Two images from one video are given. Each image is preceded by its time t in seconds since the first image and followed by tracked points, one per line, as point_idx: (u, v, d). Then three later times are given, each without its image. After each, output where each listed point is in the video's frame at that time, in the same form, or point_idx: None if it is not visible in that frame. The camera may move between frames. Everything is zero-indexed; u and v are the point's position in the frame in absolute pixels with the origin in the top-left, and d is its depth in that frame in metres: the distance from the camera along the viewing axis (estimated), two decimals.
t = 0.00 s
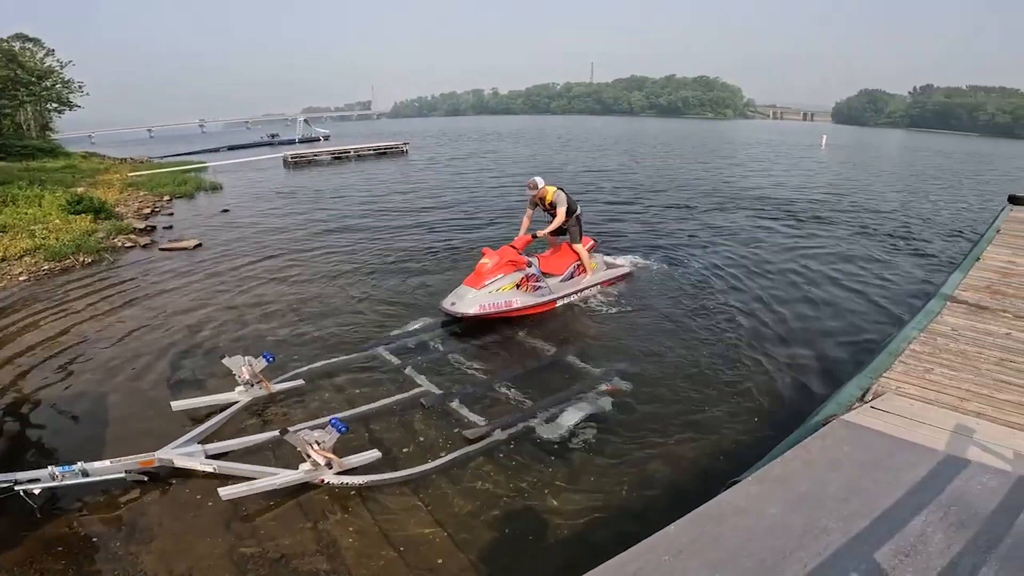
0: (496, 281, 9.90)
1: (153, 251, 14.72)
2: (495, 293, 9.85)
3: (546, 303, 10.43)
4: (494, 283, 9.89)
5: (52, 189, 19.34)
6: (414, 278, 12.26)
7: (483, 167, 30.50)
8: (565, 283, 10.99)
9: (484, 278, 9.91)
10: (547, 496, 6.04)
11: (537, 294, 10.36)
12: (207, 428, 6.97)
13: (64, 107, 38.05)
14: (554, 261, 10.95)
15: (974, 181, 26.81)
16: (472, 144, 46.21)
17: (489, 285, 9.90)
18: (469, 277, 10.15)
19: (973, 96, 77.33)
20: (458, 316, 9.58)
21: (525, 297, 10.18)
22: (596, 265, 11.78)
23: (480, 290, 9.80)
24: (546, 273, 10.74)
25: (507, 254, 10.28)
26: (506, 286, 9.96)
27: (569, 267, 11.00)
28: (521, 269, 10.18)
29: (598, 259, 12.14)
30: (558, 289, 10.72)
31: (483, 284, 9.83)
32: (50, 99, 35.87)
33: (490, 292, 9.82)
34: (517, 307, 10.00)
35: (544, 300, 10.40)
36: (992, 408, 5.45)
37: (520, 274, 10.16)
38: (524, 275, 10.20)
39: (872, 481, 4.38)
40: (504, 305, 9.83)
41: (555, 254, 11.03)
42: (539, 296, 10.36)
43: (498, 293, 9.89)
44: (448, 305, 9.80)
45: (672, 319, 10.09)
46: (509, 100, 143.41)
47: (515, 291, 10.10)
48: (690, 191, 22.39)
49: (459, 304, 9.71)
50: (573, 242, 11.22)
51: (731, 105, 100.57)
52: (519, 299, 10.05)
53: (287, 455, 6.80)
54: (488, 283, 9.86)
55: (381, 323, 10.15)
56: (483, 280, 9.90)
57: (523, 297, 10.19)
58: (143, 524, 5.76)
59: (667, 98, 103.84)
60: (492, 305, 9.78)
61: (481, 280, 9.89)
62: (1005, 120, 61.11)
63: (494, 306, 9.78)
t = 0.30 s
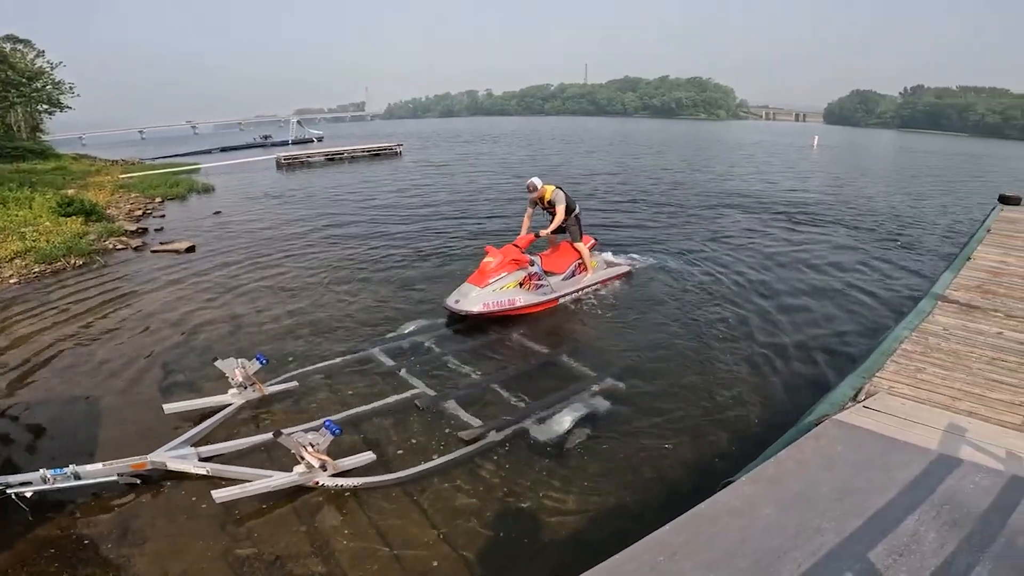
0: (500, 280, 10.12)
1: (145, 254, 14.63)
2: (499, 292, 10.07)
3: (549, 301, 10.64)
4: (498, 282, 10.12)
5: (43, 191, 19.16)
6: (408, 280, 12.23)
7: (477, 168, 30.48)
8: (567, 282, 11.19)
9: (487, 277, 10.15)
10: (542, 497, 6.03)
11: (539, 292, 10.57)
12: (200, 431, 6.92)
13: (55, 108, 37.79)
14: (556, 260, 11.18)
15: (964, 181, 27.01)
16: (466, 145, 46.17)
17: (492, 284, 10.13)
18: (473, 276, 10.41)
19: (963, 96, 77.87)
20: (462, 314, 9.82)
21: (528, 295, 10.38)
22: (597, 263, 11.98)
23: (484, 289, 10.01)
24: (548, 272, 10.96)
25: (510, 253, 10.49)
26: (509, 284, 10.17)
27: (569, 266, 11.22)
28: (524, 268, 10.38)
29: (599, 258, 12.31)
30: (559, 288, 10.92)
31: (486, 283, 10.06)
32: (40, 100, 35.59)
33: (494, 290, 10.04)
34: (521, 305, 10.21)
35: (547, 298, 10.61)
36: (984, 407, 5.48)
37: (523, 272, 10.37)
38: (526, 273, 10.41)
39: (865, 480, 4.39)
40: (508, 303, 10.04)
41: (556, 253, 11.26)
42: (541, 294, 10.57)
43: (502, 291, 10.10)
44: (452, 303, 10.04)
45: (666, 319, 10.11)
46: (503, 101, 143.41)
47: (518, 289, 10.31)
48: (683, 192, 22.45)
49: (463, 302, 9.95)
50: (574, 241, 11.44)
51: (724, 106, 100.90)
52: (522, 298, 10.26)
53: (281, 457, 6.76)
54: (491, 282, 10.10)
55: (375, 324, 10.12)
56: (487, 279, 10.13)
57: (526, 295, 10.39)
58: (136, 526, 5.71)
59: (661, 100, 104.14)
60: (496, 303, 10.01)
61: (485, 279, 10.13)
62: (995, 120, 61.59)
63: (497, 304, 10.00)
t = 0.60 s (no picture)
0: (498, 280, 10.20)
1: (130, 258, 14.47)
2: (497, 291, 10.14)
3: (546, 301, 10.73)
4: (496, 282, 10.20)
5: (26, 195, 18.92)
6: (396, 284, 12.17)
7: (466, 171, 30.45)
8: (563, 283, 11.29)
9: (485, 277, 10.22)
10: (533, 500, 6.00)
11: (537, 292, 10.66)
12: (187, 436, 6.82)
13: (38, 111, 37.31)
14: (552, 261, 11.28)
15: (946, 183, 27.37)
16: (455, 148, 46.13)
17: (490, 284, 10.21)
18: (472, 276, 10.47)
19: (946, 99, 78.98)
20: (461, 313, 9.88)
21: (525, 295, 10.46)
22: (592, 265, 12.10)
23: (482, 289, 10.09)
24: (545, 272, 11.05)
25: (507, 254, 10.58)
26: (507, 284, 10.26)
27: (565, 267, 11.34)
28: (522, 268, 10.46)
29: (594, 260, 12.42)
30: (556, 288, 11.02)
31: (485, 282, 10.14)
32: (23, 103, 35.14)
33: (492, 290, 10.11)
34: (519, 305, 10.29)
35: (544, 298, 10.69)
36: (968, 406, 5.52)
37: (521, 272, 10.45)
38: (524, 273, 10.49)
39: (852, 481, 4.40)
40: (506, 303, 10.12)
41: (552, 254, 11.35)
42: (539, 294, 10.66)
43: (500, 291, 10.18)
44: (451, 302, 10.09)
45: (655, 322, 10.12)
46: (492, 104, 143.53)
47: (516, 289, 10.38)
48: (671, 195, 22.56)
49: (461, 302, 10.01)
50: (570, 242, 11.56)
51: (712, 108, 101.63)
52: (520, 297, 10.34)
53: (270, 462, 6.69)
54: (490, 282, 10.17)
55: (363, 329, 10.06)
56: (485, 279, 10.21)
57: (523, 295, 10.47)
58: (123, 532, 5.63)
59: (650, 103, 104.75)
60: (494, 303, 10.08)
61: (483, 278, 10.20)
62: (977, 122, 62.42)
63: (496, 304, 10.08)
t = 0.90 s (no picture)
0: (494, 280, 10.35)
1: (113, 263, 14.27)
2: (494, 291, 10.30)
3: (541, 300, 10.89)
4: (493, 281, 10.36)
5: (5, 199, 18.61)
6: (384, 288, 12.10)
7: (454, 174, 30.41)
8: (559, 282, 11.42)
9: (482, 277, 10.36)
10: (522, 503, 5.98)
11: (532, 291, 10.83)
12: (173, 442, 6.72)
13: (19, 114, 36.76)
14: (548, 260, 11.41)
15: (927, 184, 27.75)
16: (443, 152, 46.08)
17: (487, 283, 10.36)
18: (469, 276, 10.61)
19: (927, 101, 80.16)
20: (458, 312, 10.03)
21: (522, 295, 10.62)
22: (586, 266, 12.27)
23: (479, 288, 10.25)
24: (541, 272, 11.18)
25: (504, 254, 10.74)
26: (504, 284, 10.41)
27: (560, 267, 11.50)
28: (518, 268, 10.63)
29: (587, 261, 12.53)
30: (551, 288, 11.16)
31: (482, 282, 10.30)
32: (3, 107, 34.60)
33: (489, 290, 10.26)
34: (515, 304, 10.45)
35: (540, 297, 10.86)
36: (951, 406, 5.58)
37: (517, 272, 10.61)
38: (520, 273, 10.66)
39: (838, 481, 4.42)
40: (503, 303, 10.28)
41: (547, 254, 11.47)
42: (534, 294, 10.82)
43: (496, 291, 10.33)
44: (448, 302, 10.25)
45: (643, 324, 10.14)
46: (481, 107, 143.56)
47: (513, 289, 10.55)
48: (658, 197, 22.67)
49: (459, 302, 10.16)
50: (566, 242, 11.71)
51: (698, 111, 102.40)
52: (516, 297, 10.50)
53: (257, 468, 6.62)
54: (486, 282, 10.32)
55: (351, 333, 9.98)
56: (482, 279, 10.35)
57: (519, 295, 10.63)
58: (108, 537, 5.55)
59: (637, 106, 105.36)
60: (491, 303, 10.23)
61: (481, 278, 10.35)
62: (957, 124, 63.36)
63: (493, 304, 10.23)
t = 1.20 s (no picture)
0: (495, 278, 10.56)
1: (101, 266, 14.15)
2: (494, 289, 10.51)
3: (541, 298, 11.12)
4: (493, 280, 10.56)
5: None
6: (375, 290, 12.07)
7: (445, 175, 30.38)
8: (557, 280, 11.62)
9: (483, 275, 10.56)
10: (515, 505, 5.96)
11: (532, 289, 11.05)
12: (163, 445, 6.65)
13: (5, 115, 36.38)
14: (546, 259, 11.64)
15: (915, 184, 27.99)
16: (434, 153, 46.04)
17: (488, 281, 10.56)
18: (470, 274, 10.80)
19: (915, 102, 80.83)
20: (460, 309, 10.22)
21: (521, 293, 10.84)
22: (583, 264, 12.48)
23: (480, 287, 10.44)
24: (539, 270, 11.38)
25: (503, 252, 10.92)
26: (504, 282, 10.62)
27: (558, 265, 11.69)
28: (518, 266, 10.86)
29: (584, 259, 12.73)
30: (550, 285, 11.36)
31: (483, 281, 10.50)
32: None
33: (489, 288, 10.47)
34: (515, 301, 10.68)
35: (540, 295, 11.09)
36: (939, 404, 5.61)
37: (517, 271, 10.84)
38: (520, 271, 10.90)
39: (828, 479, 4.44)
40: (503, 300, 10.50)
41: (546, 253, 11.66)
42: (534, 291, 11.05)
43: (497, 289, 10.54)
44: (449, 299, 10.43)
45: (634, 325, 10.15)
46: (473, 108, 143.52)
47: (512, 287, 10.77)
48: (649, 198, 22.73)
49: (460, 299, 10.33)
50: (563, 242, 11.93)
51: (689, 112, 102.91)
52: (516, 295, 10.72)
53: (248, 470, 6.56)
54: (487, 280, 10.53)
55: (342, 335, 9.93)
56: (482, 277, 10.55)
57: (519, 293, 10.84)
58: (97, 541, 5.49)
59: (629, 107, 105.70)
60: (492, 300, 10.43)
61: (481, 277, 10.54)
62: (944, 125, 63.96)
63: (494, 301, 10.45)
